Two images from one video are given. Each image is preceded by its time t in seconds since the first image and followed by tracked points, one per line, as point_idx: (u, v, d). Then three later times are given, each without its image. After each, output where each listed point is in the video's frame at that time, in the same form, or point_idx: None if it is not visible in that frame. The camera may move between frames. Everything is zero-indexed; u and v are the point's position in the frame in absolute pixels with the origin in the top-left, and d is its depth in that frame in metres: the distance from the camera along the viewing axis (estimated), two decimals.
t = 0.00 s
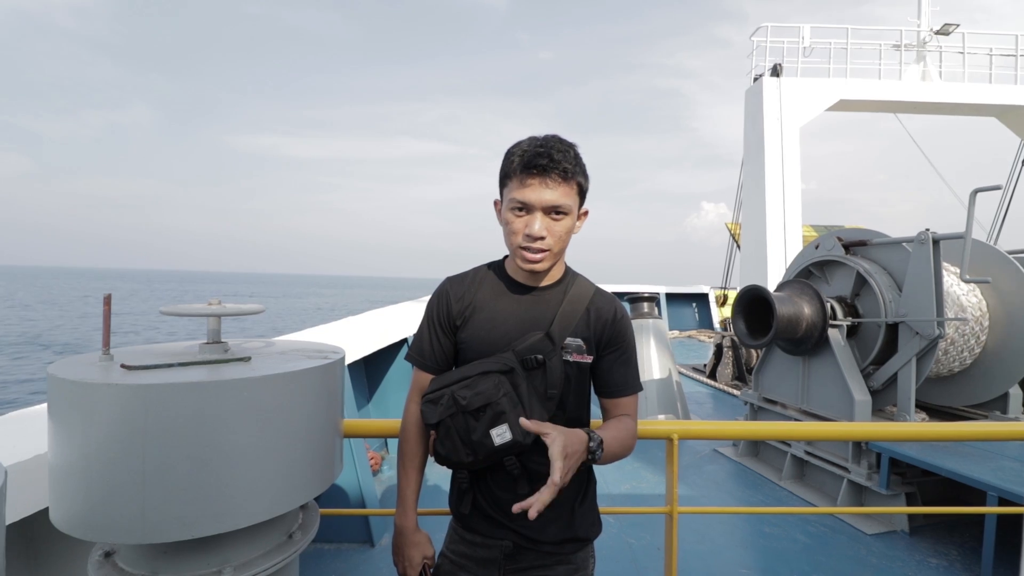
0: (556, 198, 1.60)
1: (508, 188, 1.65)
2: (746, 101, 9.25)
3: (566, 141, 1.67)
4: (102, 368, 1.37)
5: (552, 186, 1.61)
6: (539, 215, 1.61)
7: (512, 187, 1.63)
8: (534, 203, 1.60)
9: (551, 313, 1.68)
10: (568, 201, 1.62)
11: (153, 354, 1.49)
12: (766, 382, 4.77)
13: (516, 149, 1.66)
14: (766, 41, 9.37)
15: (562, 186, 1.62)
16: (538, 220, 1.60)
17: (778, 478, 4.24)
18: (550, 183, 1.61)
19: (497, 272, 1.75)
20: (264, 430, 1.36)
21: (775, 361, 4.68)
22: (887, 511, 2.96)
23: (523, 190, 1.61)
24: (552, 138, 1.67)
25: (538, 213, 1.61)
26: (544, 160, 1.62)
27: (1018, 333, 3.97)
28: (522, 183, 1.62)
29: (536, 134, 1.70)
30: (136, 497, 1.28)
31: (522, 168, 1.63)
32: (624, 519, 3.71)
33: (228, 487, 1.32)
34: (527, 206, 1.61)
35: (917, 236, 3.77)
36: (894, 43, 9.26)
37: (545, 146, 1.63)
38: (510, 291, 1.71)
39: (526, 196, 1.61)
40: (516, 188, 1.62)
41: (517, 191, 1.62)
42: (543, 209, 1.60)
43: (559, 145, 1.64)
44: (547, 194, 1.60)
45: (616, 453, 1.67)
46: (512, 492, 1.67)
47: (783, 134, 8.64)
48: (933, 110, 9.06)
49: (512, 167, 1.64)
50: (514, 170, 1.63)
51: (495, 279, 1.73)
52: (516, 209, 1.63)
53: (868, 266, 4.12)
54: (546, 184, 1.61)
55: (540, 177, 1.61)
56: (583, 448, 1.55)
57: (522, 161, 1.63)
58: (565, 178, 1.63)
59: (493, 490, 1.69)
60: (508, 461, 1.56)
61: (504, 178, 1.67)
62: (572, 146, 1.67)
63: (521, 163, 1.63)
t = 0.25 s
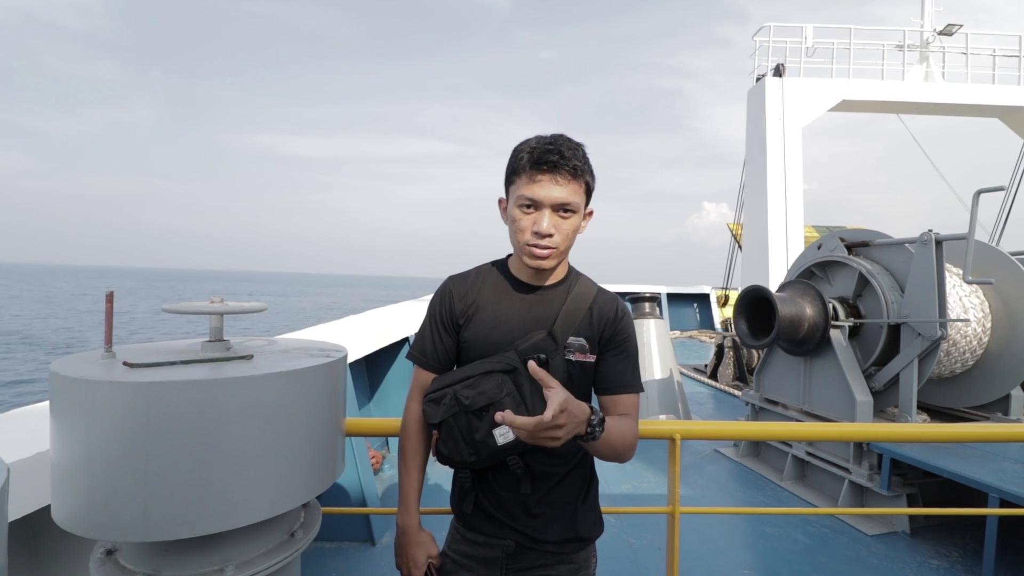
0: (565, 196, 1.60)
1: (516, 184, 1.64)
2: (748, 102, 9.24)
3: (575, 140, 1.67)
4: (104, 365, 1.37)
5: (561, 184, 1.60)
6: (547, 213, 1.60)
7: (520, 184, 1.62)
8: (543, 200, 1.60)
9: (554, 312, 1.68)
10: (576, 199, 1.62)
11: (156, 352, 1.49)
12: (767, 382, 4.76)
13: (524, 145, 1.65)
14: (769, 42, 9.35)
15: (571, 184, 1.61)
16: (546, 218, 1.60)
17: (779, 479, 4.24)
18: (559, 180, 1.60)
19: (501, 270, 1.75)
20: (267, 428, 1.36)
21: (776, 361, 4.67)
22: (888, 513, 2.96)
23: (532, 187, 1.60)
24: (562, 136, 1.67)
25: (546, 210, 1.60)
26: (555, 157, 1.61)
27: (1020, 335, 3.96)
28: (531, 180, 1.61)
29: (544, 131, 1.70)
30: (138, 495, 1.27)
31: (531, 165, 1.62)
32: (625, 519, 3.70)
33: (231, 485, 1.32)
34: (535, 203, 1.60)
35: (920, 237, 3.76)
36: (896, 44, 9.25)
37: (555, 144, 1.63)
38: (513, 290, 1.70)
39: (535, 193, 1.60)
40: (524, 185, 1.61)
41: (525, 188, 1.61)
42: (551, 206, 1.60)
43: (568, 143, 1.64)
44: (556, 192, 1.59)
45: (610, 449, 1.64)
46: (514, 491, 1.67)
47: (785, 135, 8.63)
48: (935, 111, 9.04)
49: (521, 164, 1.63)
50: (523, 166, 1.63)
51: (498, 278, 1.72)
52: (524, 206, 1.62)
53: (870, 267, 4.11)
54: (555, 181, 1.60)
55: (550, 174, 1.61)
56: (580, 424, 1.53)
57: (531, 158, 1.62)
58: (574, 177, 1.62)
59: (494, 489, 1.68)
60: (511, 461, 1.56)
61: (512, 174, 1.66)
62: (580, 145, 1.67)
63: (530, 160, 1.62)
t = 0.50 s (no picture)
0: (555, 197, 1.59)
1: (507, 188, 1.64)
2: (746, 101, 9.25)
3: (565, 139, 1.67)
4: (105, 368, 1.36)
5: (552, 185, 1.60)
6: (539, 215, 1.60)
7: (511, 188, 1.63)
8: (534, 203, 1.60)
9: (553, 315, 1.68)
10: (568, 200, 1.61)
11: (157, 355, 1.49)
12: (766, 381, 4.78)
13: (515, 148, 1.65)
14: (766, 42, 9.38)
15: (561, 185, 1.61)
16: (538, 220, 1.60)
17: (778, 477, 4.25)
18: (549, 182, 1.60)
19: (498, 274, 1.75)
20: (269, 431, 1.35)
21: (775, 360, 4.68)
22: (888, 510, 2.97)
23: (524, 191, 1.61)
24: (552, 136, 1.67)
25: (538, 213, 1.60)
26: (544, 159, 1.61)
27: (1017, 332, 3.98)
28: (521, 183, 1.61)
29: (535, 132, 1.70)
30: (141, 499, 1.27)
31: (522, 168, 1.62)
32: (625, 518, 3.71)
33: (234, 489, 1.32)
34: (526, 206, 1.61)
35: (917, 236, 3.77)
36: (892, 44, 9.28)
37: (544, 145, 1.63)
38: (511, 292, 1.70)
39: (526, 196, 1.60)
40: (515, 189, 1.62)
41: (517, 192, 1.61)
42: (543, 209, 1.60)
43: (558, 143, 1.63)
44: (547, 194, 1.59)
45: (617, 463, 1.63)
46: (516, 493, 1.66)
47: (782, 135, 8.65)
48: (931, 111, 9.07)
49: (511, 167, 1.64)
50: (513, 170, 1.63)
51: (497, 280, 1.72)
52: (516, 209, 1.62)
53: (868, 266, 4.12)
54: (545, 183, 1.60)
55: (540, 176, 1.60)
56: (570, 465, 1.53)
57: (521, 160, 1.62)
58: (565, 177, 1.62)
59: (496, 490, 1.68)
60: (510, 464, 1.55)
61: (503, 178, 1.66)
62: (571, 145, 1.66)
63: (520, 163, 1.62)
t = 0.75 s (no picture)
0: (535, 200, 1.59)
1: (488, 195, 1.64)
2: (740, 101, 9.30)
3: (541, 138, 1.65)
4: (108, 371, 1.36)
5: (531, 187, 1.59)
6: (521, 219, 1.60)
7: (492, 194, 1.63)
8: (514, 207, 1.59)
9: (550, 318, 1.67)
10: (549, 200, 1.60)
11: (160, 356, 1.48)
12: (762, 379, 4.80)
13: (490, 154, 1.65)
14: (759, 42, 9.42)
15: (541, 186, 1.60)
16: (521, 224, 1.59)
17: (775, 475, 4.27)
18: (528, 184, 1.60)
19: (491, 278, 1.73)
20: (272, 434, 1.35)
21: (772, 358, 4.71)
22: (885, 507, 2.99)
23: (503, 196, 1.61)
24: (526, 137, 1.66)
25: (520, 217, 1.60)
26: (519, 161, 1.61)
27: (1011, 330, 4.01)
28: (500, 189, 1.61)
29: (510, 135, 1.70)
30: (145, 505, 1.26)
31: (499, 173, 1.62)
32: (624, 517, 3.71)
33: (238, 492, 1.31)
34: (507, 212, 1.61)
35: (912, 234, 3.80)
36: (884, 44, 9.34)
37: (519, 148, 1.62)
38: (506, 297, 1.70)
39: (506, 201, 1.60)
40: (495, 195, 1.62)
41: (497, 198, 1.62)
42: (524, 213, 1.59)
43: (532, 143, 1.62)
44: (526, 197, 1.59)
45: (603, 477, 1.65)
46: (519, 494, 1.66)
47: (776, 134, 8.69)
48: (923, 110, 9.14)
49: (489, 174, 1.64)
50: (491, 176, 1.63)
51: (491, 286, 1.71)
52: (498, 215, 1.62)
53: (863, 265, 4.15)
54: (524, 186, 1.59)
55: (517, 179, 1.60)
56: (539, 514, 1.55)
57: (498, 165, 1.62)
58: (544, 178, 1.61)
59: (499, 492, 1.68)
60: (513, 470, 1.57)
61: (484, 185, 1.67)
62: (547, 143, 1.65)
63: (496, 168, 1.62)
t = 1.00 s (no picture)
0: (519, 201, 1.59)
1: (473, 200, 1.65)
2: (731, 103, 9.36)
3: (522, 137, 1.65)
4: (104, 371, 1.34)
5: (514, 189, 1.60)
6: (507, 222, 1.60)
7: (477, 198, 1.64)
8: (499, 210, 1.60)
9: (545, 319, 1.68)
10: (533, 200, 1.61)
11: (157, 357, 1.47)
12: (755, 378, 4.83)
13: (472, 158, 1.66)
14: (750, 44, 9.49)
15: (524, 187, 1.61)
16: (507, 227, 1.60)
17: (768, 473, 4.30)
18: (510, 187, 1.60)
19: (483, 281, 1.73)
20: (272, 434, 1.34)
21: (764, 358, 4.74)
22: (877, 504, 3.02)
23: (488, 200, 1.61)
24: (507, 138, 1.66)
25: (506, 219, 1.60)
26: (500, 164, 1.61)
27: (998, 329, 4.07)
28: (483, 193, 1.62)
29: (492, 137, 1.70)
30: (143, 506, 1.25)
31: (482, 177, 1.63)
32: (619, 516, 3.73)
33: (239, 493, 1.31)
34: (493, 215, 1.61)
35: (902, 234, 3.84)
36: (873, 46, 9.44)
37: (499, 150, 1.63)
38: (501, 300, 1.70)
39: (490, 204, 1.61)
40: (479, 199, 1.63)
41: (482, 202, 1.62)
42: (509, 215, 1.60)
43: (514, 144, 1.63)
44: (509, 199, 1.59)
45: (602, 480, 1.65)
46: (521, 496, 1.65)
47: (767, 136, 8.76)
48: (912, 112, 9.24)
49: (473, 178, 1.64)
50: (474, 180, 1.64)
51: (484, 291, 1.72)
52: (484, 220, 1.63)
53: (854, 264, 4.19)
54: (507, 188, 1.60)
55: (500, 182, 1.61)
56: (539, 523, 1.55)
57: (480, 169, 1.63)
58: (527, 178, 1.61)
59: (500, 495, 1.68)
60: (515, 475, 1.57)
61: (469, 190, 1.68)
62: (528, 142, 1.65)
63: (479, 172, 1.63)
